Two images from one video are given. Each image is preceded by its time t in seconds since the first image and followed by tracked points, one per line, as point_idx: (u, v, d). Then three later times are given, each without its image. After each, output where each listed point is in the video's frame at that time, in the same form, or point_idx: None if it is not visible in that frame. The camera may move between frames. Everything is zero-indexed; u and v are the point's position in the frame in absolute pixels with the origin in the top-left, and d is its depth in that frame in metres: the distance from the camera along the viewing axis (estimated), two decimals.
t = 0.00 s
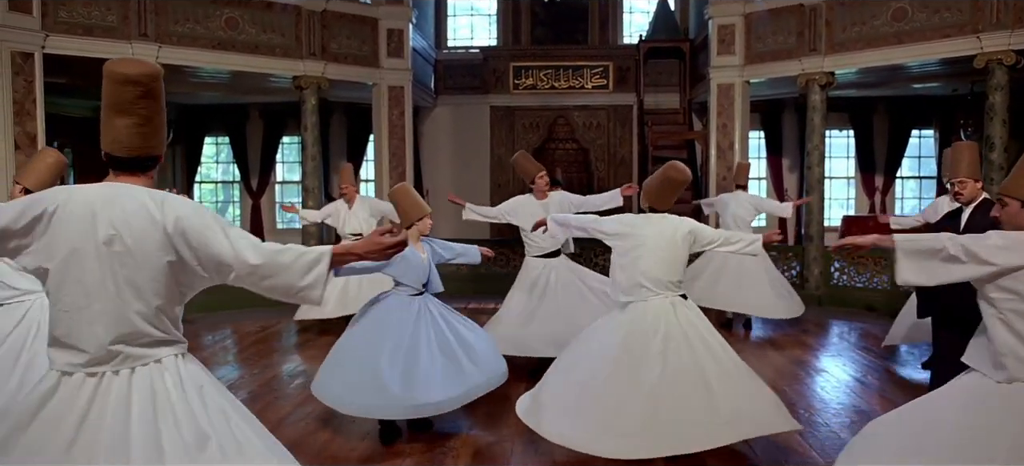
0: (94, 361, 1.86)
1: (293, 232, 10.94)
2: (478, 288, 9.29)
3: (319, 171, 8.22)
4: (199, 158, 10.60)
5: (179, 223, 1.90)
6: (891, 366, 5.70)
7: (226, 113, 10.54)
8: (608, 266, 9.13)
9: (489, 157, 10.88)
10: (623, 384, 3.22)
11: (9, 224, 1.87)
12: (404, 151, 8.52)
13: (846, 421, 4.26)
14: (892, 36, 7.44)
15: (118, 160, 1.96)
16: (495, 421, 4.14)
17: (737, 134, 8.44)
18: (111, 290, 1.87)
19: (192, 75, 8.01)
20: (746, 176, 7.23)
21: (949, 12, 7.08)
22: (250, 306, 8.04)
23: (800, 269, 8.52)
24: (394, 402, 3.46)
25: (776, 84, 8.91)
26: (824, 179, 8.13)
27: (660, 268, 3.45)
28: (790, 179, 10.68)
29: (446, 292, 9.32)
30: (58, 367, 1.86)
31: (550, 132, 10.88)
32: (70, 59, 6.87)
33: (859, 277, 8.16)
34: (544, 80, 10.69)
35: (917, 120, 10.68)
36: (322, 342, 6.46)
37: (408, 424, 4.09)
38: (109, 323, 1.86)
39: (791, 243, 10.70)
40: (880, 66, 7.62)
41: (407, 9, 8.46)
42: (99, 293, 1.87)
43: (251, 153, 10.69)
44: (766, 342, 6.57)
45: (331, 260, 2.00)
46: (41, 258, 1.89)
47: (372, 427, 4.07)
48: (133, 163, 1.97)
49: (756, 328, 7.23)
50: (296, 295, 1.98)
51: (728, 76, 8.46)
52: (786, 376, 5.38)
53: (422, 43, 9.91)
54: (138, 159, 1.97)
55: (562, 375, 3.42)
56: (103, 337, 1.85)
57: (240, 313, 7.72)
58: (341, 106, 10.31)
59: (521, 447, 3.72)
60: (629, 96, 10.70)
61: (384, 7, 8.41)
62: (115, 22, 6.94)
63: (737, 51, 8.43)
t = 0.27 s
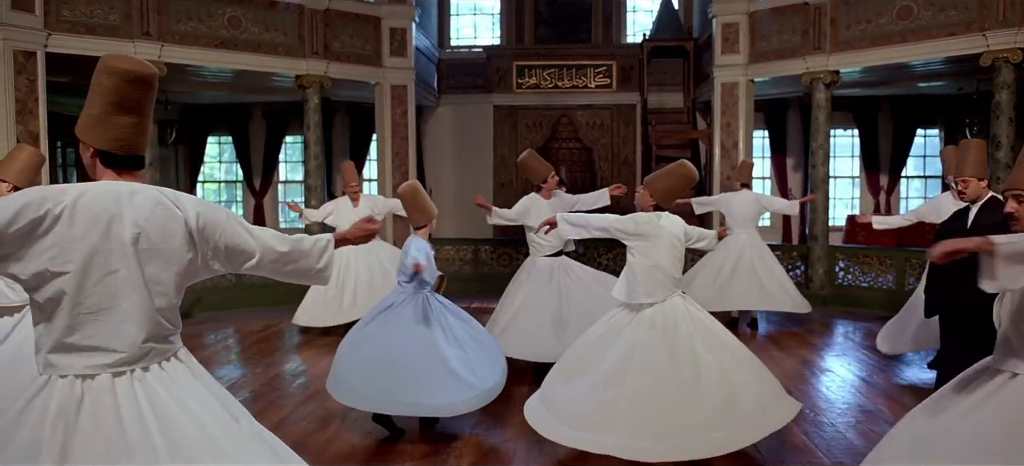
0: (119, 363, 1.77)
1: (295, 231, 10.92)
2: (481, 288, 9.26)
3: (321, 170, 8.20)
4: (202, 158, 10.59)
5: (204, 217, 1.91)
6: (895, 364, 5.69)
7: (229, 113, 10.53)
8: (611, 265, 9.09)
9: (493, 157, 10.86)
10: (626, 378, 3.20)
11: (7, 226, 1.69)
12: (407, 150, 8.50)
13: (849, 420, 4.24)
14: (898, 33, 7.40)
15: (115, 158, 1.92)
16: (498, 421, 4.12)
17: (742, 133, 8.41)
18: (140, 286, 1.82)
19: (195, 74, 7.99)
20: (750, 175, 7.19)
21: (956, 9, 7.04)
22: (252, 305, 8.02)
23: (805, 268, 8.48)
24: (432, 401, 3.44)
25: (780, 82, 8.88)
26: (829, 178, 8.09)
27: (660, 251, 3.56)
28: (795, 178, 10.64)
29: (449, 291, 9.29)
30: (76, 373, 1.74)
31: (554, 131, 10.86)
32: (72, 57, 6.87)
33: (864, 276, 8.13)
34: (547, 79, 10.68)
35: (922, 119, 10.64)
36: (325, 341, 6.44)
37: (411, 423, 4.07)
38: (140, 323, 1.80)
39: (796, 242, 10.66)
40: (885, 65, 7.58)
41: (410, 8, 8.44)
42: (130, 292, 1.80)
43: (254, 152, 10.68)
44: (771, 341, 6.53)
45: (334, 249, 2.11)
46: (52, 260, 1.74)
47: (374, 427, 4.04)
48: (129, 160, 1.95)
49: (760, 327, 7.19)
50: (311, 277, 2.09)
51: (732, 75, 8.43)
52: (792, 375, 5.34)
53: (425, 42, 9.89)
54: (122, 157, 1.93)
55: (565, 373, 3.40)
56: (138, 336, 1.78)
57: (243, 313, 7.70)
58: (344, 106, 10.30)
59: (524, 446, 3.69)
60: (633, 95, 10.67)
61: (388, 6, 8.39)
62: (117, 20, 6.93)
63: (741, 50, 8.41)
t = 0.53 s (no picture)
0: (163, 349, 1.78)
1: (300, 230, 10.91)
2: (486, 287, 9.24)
3: (326, 169, 8.18)
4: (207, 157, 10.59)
5: (192, 200, 1.98)
6: (902, 363, 5.65)
7: (234, 112, 10.53)
8: (617, 265, 9.05)
9: (497, 156, 10.84)
10: (663, 375, 3.13)
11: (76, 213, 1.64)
12: (412, 149, 8.48)
13: (855, 419, 4.20)
14: (905, 31, 7.35)
15: (114, 149, 1.89)
16: (502, 419, 4.09)
17: (748, 131, 8.36)
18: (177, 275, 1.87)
19: (199, 72, 7.98)
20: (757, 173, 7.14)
21: (964, 7, 6.99)
22: (257, 305, 8.00)
23: (812, 267, 8.43)
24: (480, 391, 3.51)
25: (787, 81, 8.84)
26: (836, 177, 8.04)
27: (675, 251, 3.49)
28: (801, 177, 10.59)
29: (454, 291, 9.27)
30: (127, 362, 1.71)
31: (559, 130, 10.83)
32: (77, 57, 6.86)
33: (871, 275, 8.07)
34: (552, 78, 10.67)
35: (929, 118, 10.58)
36: (329, 340, 6.41)
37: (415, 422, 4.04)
38: (177, 306, 1.85)
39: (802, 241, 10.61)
40: (892, 62, 7.53)
41: (415, 6, 8.42)
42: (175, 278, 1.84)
43: (259, 151, 10.67)
44: (778, 340, 6.49)
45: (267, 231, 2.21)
46: (106, 249, 1.72)
47: (378, 426, 4.02)
48: (128, 148, 1.92)
49: (767, 326, 7.15)
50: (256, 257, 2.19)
51: (738, 73, 8.39)
52: (799, 375, 5.30)
53: (429, 41, 9.87)
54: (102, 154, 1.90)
55: (578, 371, 3.30)
56: (183, 317, 1.83)
57: (247, 312, 7.69)
58: (349, 105, 10.29)
59: (528, 445, 3.66)
60: (638, 94, 10.64)
61: (392, 4, 8.37)
62: (122, 19, 6.92)
63: (747, 48, 8.37)
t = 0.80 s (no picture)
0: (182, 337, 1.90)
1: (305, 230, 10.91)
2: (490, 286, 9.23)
3: (330, 168, 8.17)
4: (212, 156, 10.59)
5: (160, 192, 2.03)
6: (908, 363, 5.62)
7: (239, 112, 10.53)
8: (622, 264, 9.03)
9: (502, 155, 10.82)
10: (693, 378, 3.10)
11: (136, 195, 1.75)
12: (416, 148, 8.47)
13: (861, 420, 4.17)
14: (912, 29, 7.31)
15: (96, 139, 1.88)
16: (506, 419, 4.07)
17: (753, 130, 8.33)
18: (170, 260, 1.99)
19: (204, 71, 7.98)
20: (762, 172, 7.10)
21: (971, 4, 6.95)
22: (261, 304, 8.00)
23: (818, 267, 8.39)
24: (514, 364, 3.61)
25: (793, 79, 8.80)
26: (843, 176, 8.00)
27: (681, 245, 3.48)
28: (807, 177, 10.55)
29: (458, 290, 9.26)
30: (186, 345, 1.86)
31: (564, 130, 10.81)
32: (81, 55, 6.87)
33: (878, 275, 8.03)
34: (557, 77, 10.65)
35: (936, 117, 10.52)
36: (333, 339, 6.40)
37: (418, 421, 4.03)
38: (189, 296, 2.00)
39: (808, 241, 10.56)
40: (899, 60, 7.49)
41: (419, 5, 8.41)
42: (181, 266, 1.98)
43: (264, 151, 10.67)
44: (784, 340, 6.46)
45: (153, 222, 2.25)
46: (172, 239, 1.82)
47: (381, 425, 4.01)
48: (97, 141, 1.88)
49: (773, 326, 7.12)
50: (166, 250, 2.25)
51: (744, 72, 8.35)
52: (805, 375, 5.27)
53: (434, 40, 9.85)
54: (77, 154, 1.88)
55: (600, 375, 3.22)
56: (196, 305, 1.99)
57: (252, 311, 7.69)
58: (353, 104, 10.28)
59: (532, 445, 3.63)
60: (643, 93, 10.61)
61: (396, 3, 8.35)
62: (126, 17, 6.92)
63: (753, 47, 8.33)
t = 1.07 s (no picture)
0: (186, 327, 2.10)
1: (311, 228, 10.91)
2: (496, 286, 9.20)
3: (336, 167, 8.16)
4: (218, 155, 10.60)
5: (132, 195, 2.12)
6: (917, 363, 5.55)
7: (245, 111, 10.54)
8: (628, 264, 8.99)
9: (508, 154, 10.79)
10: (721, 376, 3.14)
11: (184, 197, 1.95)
12: (422, 146, 8.45)
13: (870, 419, 4.13)
14: (921, 26, 7.26)
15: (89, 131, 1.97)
16: (512, 418, 4.05)
17: (761, 128, 8.29)
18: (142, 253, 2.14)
19: (209, 70, 7.98)
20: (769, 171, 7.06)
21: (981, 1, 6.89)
22: (267, 303, 8.00)
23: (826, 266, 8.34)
24: (527, 348, 3.75)
25: (800, 77, 8.75)
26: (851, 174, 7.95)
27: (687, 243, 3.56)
28: (815, 176, 10.50)
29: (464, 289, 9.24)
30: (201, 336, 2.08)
31: (570, 128, 10.78)
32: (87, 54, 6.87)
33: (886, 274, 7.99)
34: (563, 76, 10.60)
35: (944, 116, 10.46)
36: (340, 338, 6.40)
37: (422, 420, 4.02)
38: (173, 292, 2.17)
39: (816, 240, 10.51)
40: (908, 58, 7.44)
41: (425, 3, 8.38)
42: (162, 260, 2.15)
43: (270, 149, 10.67)
44: (791, 339, 6.42)
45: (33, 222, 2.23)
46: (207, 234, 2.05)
47: (385, 424, 3.99)
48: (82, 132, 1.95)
49: (780, 325, 7.08)
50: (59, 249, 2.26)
51: (751, 70, 8.31)
52: (812, 374, 5.24)
53: (440, 38, 9.84)
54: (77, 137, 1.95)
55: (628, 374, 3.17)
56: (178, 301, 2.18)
57: (258, 310, 7.68)
58: (359, 103, 10.28)
59: (538, 445, 3.61)
60: (650, 92, 10.57)
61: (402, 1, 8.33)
62: (132, 16, 6.91)
63: (760, 45, 8.29)
